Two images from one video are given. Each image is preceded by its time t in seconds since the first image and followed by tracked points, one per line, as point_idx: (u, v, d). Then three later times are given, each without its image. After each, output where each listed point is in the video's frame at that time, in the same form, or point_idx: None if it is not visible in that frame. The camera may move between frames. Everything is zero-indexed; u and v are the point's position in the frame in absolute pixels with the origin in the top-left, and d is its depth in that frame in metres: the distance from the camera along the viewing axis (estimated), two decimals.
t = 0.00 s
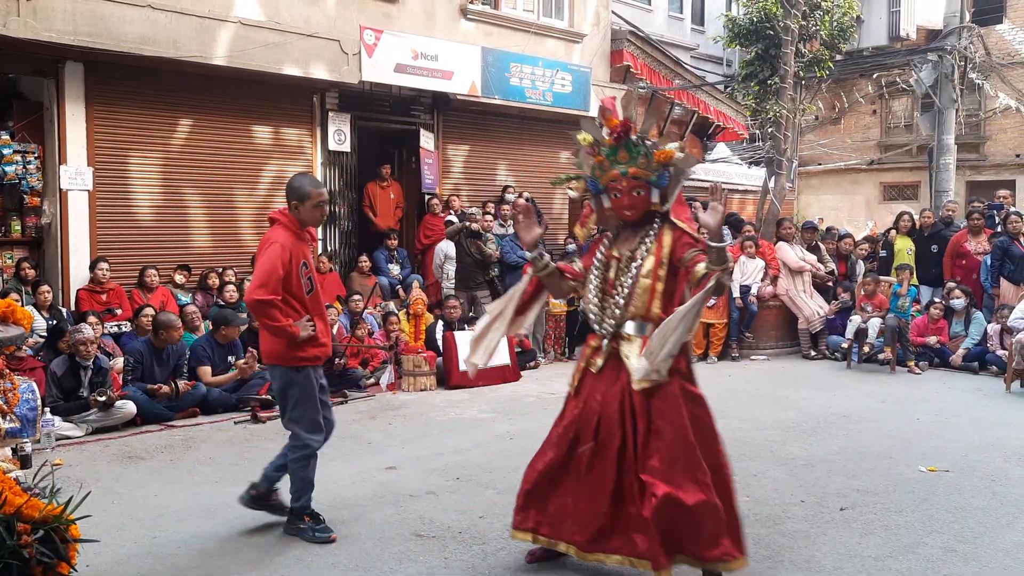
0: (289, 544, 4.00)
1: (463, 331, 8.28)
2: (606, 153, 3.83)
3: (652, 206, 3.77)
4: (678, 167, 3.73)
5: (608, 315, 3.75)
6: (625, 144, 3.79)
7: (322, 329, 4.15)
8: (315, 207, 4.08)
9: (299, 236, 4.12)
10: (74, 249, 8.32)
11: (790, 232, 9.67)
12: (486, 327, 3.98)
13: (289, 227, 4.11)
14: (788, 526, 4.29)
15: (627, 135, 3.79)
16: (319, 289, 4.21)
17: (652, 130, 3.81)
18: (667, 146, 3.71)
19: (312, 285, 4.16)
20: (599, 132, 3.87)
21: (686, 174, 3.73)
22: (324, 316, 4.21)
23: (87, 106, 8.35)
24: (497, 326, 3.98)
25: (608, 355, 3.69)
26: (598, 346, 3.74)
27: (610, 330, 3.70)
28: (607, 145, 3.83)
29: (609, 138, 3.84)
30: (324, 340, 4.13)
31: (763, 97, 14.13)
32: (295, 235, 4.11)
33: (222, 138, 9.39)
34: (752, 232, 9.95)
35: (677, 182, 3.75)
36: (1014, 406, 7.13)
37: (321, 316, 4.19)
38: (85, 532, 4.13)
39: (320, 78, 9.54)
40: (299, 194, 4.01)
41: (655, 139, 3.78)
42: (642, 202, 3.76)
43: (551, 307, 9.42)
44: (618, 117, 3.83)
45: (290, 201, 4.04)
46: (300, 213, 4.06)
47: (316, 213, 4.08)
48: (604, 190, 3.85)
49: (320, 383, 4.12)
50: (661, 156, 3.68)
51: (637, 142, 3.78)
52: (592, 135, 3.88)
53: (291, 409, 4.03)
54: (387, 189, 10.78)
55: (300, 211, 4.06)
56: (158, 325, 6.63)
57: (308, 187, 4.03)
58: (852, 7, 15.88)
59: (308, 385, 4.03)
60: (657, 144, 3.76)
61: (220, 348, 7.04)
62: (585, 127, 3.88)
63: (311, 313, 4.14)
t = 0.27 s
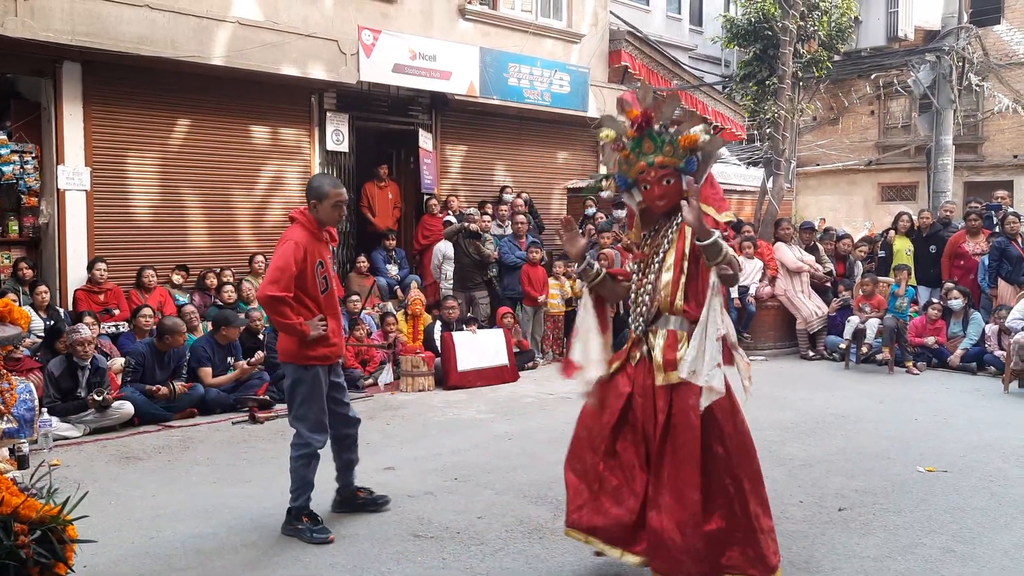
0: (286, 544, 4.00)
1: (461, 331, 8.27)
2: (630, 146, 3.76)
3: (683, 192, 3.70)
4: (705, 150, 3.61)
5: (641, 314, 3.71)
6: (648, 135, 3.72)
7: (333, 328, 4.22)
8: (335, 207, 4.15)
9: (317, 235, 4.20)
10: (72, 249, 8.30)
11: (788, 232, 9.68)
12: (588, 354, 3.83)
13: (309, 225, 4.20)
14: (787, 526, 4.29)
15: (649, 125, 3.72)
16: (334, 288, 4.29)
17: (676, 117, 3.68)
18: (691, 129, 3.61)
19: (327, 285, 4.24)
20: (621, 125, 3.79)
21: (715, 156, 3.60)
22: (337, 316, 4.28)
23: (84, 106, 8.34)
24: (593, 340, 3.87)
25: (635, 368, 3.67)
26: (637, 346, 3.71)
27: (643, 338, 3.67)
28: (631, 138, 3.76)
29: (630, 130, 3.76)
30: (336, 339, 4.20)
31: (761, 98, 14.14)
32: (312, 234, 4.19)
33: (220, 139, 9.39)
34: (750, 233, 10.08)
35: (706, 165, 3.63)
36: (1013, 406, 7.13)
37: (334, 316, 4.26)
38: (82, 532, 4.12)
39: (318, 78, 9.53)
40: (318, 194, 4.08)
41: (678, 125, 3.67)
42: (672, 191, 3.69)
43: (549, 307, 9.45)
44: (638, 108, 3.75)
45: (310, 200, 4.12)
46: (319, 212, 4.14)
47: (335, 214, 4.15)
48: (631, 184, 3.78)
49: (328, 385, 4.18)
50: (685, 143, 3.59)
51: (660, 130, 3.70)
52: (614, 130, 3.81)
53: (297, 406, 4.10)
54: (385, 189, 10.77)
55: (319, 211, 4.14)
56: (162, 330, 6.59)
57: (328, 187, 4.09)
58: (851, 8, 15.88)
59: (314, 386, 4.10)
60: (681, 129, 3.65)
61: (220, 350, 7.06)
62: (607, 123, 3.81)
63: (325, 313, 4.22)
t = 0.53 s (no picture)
0: (282, 545, 3.99)
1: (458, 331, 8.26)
2: (639, 159, 3.74)
3: (685, 210, 3.69)
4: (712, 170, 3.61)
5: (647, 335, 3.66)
6: (657, 149, 3.69)
7: (353, 326, 4.27)
8: (354, 206, 4.20)
9: (336, 234, 4.27)
10: (68, 249, 8.29)
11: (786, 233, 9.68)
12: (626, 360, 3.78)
13: (328, 225, 4.27)
14: (783, 526, 4.29)
15: (660, 140, 3.68)
16: (353, 288, 4.34)
17: (686, 135, 3.66)
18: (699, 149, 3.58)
19: (345, 284, 4.29)
20: (632, 138, 3.77)
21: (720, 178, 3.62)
22: (358, 313, 4.33)
23: (81, 105, 8.32)
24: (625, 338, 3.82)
25: (640, 389, 3.51)
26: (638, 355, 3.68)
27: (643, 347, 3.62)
28: (639, 150, 3.74)
29: (641, 142, 3.75)
30: (354, 337, 4.25)
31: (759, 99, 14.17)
32: (332, 233, 4.25)
33: (217, 138, 9.37)
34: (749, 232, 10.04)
35: (711, 186, 3.63)
36: (1009, 407, 7.14)
37: (355, 314, 4.32)
38: (78, 533, 4.11)
39: (316, 77, 9.52)
40: (337, 194, 4.15)
41: (687, 142, 3.65)
42: (675, 208, 3.68)
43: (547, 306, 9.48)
44: (651, 121, 3.72)
45: (329, 200, 4.19)
46: (338, 212, 4.20)
47: (354, 213, 4.20)
48: (636, 197, 3.77)
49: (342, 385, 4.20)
50: (692, 161, 3.57)
51: (670, 146, 3.66)
52: (626, 141, 3.79)
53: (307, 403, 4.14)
54: (383, 189, 10.77)
55: (339, 210, 4.20)
56: (161, 331, 6.57)
57: (346, 186, 4.16)
58: (848, 8, 15.88)
59: (327, 385, 4.14)
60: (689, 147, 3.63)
61: (217, 350, 7.07)
62: (618, 133, 3.79)
63: (344, 311, 4.28)
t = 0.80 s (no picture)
0: (276, 544, 3.99)
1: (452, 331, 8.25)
2: (621, 146, 3.94)
3: (660, 200, 3.92)
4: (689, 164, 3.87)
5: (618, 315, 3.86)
6: (639, 139, 3.90)
7: (359, 324, 4.25)
8: (366, 205, 4.21)
9: (346, 233, 4.28)
10: (60, 249, 8.26)
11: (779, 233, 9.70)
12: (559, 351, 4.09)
13: (339, 224, 4.28)
14: (776, 525, 4.29)
15: (642, 130, 3.90)
16: (361, 286, 4.34)
17: (667, 127, 3.92)
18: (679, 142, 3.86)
19: (352, 282, 4.30)
20: (614, 124, 3.98)
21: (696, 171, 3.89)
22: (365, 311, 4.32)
23: (73, 104, 8.29)
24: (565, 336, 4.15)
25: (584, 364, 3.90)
26: (604, 341, 3.89)
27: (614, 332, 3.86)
28: (622, 138, 3.94)
29: (624, 131, 3.95)
30: (360, 336, 4.24)
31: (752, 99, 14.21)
32: (341, 232, 4.27)
33: (211, 137, 9.35)
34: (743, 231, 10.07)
35: (687, 177, 3.91)
36: (1001, 406, 7.16)
37: (362, 311, 4.30)
38: (70, 533, 4.10)
39: (309, 77, 9.51)
40: (348, 192, 4.16)
41: (668, 135, 3.91)
42: (651, 197, 3.92)
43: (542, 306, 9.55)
44: (635, 111, 3.93)
45: (340, 198, 4.21)
46: (350, 211, 4.22)
47: (364, 212, 4.21)
48: (614, 182, 3.98)
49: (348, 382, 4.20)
50: (673, 153, 3.82)
51: (652, 137, 3.91)
52: (609, 127, 3.99)
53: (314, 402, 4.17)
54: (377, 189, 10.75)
55: (350, 208, 4.22)
56: (156, 331, 6.56)
57: (358, 185, 4.17)
58: (841, 9, 15.91)
59: (333, 381, 4.15)
60: (670, 139, 3.88)
61: (210, 349, 7.04)
62: (602, 120, 3.99)
63: (350, 309, 4.28)
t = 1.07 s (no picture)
0: (268, 544, 3.99)
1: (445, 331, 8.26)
2: (592, 150, 4.11)
3: (623, 208, 4.10)
4: (655, 178, 4.06)
5: (586, 319, 4.05)
6: (611, 145, 4.09)
7: (354, 322, 4.23)
8: (364, 204, 4.21)
9: (344, 232, 4.29)
10: (51, 249, 8.24)
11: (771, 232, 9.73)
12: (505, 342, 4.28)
13: (338, 223, 4.29)
14: (768, 524, 4.31)
15: (614, 138, 4.09)
16: (358, 285, 4.33)
17: (638, 137, 4.10)
18: (648, 155, 4.04)
19: (349, 280, 4.30)
20: (588, 129, 4.15)
21: (662, 186, 4.06)
22: (361, 310, 4.29)
23: (65, 103, 8.26)
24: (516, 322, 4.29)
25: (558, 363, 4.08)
26: (568, 340, 4.09)
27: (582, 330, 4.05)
28: (595, 143, 4.12)
29: (598, 137, 4.13)
30: (356, 333, 4.22)
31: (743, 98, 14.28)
32: (340, 231, 4.28)
33: (203, 137, 9.32)
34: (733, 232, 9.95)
35: (653, 192, 4.07)
36: (991, 405, 7.20)
37: (357, 310, 4.28)
38: (61, 534, 4.09)
39: (302, 76, 9.50)
40: (347, 191, 4.17)
41: (637, 147, 4.09)
42: (615, 203, 4.09)
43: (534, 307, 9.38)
44: (610, 119, 4.12)
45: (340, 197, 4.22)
46: (349, 209, 4.23)
47: (363, 211, 4.21)
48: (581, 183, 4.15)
49: (346, 381, 4.20)
50: (641, 164, 4.01)
51: (622, 146, 4.08)
52: (583, 131, 4.17)
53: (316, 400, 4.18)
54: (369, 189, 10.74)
55: (349, 207, 4.23)
56: (149, 331, 6.52)
57: (358, 184, 4.17)
58: (833, 9, 15.96)
59: (333, 379, 4.16)
60: (641, 151, 4.07)
61: (201, 349, 7.04)
62: (577, 123, 4.17)
63: (345, 307, 4.26)
